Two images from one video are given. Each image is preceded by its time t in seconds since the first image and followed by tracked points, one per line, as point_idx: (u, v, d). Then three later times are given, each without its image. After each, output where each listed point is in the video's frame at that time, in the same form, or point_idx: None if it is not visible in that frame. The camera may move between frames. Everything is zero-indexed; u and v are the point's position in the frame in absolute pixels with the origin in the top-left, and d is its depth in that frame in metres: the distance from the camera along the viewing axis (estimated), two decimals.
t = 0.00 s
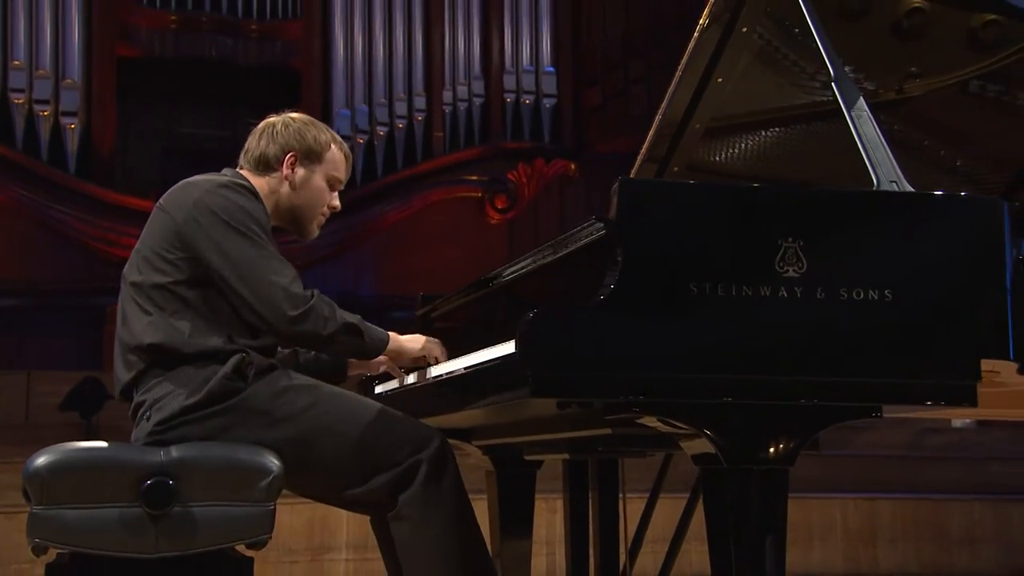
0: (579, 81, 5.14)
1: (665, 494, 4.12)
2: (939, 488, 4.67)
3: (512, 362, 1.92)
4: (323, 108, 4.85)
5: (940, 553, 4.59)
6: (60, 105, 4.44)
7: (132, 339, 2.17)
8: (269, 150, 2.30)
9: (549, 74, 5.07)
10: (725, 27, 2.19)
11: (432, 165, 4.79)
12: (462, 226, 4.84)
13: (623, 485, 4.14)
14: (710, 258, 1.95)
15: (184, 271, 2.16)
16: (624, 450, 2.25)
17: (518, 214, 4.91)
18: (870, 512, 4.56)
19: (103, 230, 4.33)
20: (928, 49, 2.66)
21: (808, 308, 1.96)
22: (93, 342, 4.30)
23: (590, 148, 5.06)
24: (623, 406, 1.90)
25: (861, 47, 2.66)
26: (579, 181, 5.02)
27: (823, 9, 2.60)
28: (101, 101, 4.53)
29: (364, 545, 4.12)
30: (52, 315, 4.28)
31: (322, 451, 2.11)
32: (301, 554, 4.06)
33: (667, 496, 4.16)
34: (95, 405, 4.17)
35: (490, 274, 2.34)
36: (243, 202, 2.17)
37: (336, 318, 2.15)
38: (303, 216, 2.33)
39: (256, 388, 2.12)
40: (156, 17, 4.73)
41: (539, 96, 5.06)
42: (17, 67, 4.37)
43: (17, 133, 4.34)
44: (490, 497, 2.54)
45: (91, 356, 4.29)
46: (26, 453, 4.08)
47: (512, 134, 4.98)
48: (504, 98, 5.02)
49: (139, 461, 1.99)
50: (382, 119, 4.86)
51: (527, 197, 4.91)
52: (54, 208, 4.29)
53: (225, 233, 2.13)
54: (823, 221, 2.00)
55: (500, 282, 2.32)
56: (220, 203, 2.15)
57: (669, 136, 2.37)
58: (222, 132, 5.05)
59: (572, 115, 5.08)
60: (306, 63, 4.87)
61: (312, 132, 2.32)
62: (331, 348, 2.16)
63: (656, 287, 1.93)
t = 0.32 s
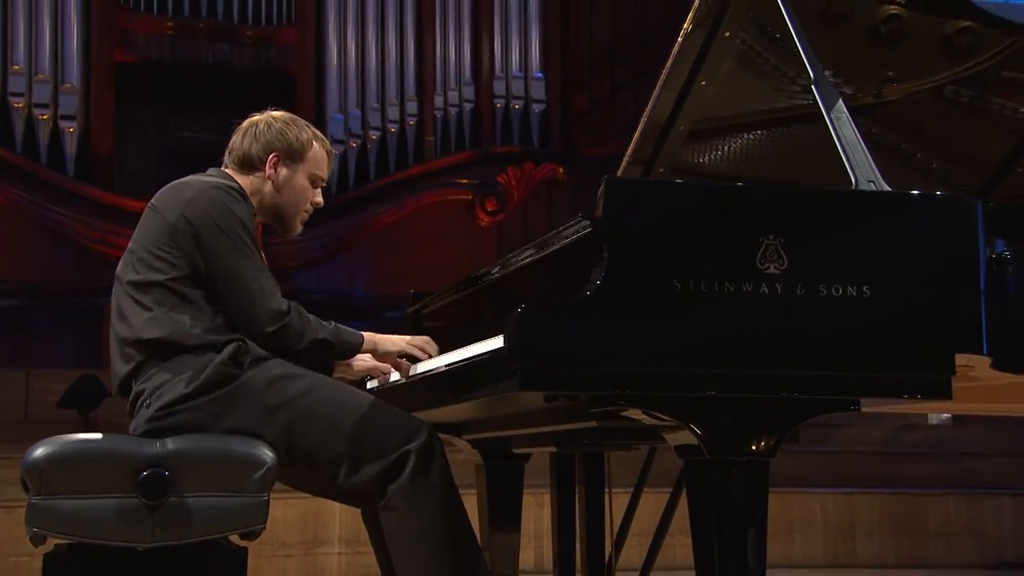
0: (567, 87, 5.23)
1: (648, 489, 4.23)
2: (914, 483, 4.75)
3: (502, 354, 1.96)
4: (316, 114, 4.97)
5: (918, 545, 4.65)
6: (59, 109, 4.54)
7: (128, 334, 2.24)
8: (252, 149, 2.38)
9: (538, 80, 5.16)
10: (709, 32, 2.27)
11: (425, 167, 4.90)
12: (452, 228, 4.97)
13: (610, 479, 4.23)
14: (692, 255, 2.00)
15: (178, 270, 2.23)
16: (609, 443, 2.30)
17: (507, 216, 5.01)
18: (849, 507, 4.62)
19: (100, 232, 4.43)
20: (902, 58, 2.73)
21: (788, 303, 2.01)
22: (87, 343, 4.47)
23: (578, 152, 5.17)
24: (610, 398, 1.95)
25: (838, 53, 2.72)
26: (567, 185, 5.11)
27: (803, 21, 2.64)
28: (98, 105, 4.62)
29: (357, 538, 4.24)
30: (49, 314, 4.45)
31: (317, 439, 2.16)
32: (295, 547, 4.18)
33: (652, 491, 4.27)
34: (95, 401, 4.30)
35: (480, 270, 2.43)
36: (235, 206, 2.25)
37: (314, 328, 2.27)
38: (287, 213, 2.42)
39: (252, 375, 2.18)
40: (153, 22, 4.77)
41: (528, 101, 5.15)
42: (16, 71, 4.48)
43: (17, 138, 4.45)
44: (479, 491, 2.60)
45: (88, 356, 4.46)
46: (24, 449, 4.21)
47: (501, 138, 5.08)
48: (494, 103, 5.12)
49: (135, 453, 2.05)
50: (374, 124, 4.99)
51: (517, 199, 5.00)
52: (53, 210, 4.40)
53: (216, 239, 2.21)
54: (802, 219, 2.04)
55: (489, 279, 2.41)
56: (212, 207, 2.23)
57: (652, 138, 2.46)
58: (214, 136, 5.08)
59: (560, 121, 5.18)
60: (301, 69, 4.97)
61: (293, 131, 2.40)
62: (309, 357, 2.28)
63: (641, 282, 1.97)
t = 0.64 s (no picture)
0: (556, 93, 5.62)
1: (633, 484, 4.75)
2: (895, 477, 5.37)
3: (491, 348, 2.01)
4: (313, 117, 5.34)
5: (895, 536, 5.30)
6: (59, 113, 4.86)
7: (129, 328, 2.29)
8: (246, 133, 2.43)
9: (527, 85, 5.56)
10: (694, 33, 2.39)
11: (411, 172, 5.24)
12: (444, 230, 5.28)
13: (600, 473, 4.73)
14: (676, 252, 2.05)
15: (177, 263, 2.28)
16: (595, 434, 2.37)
17: (497, 218, 5.35)
18: (828, 502, 5.26)
19: (99, 231, 4.76)
20: (885, 64, 2.82)
21: (769, 298, 2.06)
22: (87, 340, 4.73)
23: (568, 156, 5.53)
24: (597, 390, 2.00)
25: (823, 59, 2.79)
26: (556, 188, 5.47)
27: (788, 27, 2.71)
28: (97, 108, 4.97)
29: (348, 530, 4.76)
30: (48, 316, 4.71)
31: (309, 437, 2.21)
32: (288, 540, 4.70)
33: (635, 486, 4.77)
34: (92, 397, 4.66)
35: (468, 269, 2.50)
36: (231, 199, 2.29)
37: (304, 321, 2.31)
38: (286, 193, 2.46)
39: (251, 374, 2.23)
40: (152, 27, 5.13)
41: (518, 106, 5.54)
42: (17, 75, 4.80)
43: (17, 140, 4.75)
44: (469, 482, 2.67)
45: (87, 354, 4.71)
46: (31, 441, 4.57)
47: (492, 143, 5.47)
48: (485, 108, 5.50)
49: (131, 445, 2.11)
50: (368, 128, 5.35)
51: (506, 203, 5.37)
52: (54, 212, 4.71)
53: (212, 231, 2.25)
54: (784, 217, 2.10)
55: (479, 274, 2.47)
56: (211, 198, 2.27)
57: (639, 139, 2.55)
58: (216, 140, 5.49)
59: (549, 124, 5.56)
60: (296, 75, 5.33)
61: (286, 113, 2.45)
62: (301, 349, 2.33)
63: (626, 277, 2.02)
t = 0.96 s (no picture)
0: (546, 97, 5.73)
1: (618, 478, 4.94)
2: (873, 471, 5.62)
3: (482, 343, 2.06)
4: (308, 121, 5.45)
5: (874, 528, 5.57)
6: (60, 117, 4.98)
7: (131, 325, 2.34)
8: (251, 119, 2.48)
9: (518, 91, 5.65)
10: (678, 39, 2.56)
11: (402, 177, 5.35)
12: (436, 229, 5.40)
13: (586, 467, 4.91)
14: (661, 249, 2.11)
15: (174, 259, 2.31)
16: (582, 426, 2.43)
17: (489, 220, 5.48)
18: (810, 494, 5.51)
19: (99, 231, 4.87)
20: (863, 68, 2.90)
21: (752, 295, 2.12)
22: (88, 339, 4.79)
23: (559, 159, 5.64)
24: (584, 384, 2.06)
25: (804, 66, 2.87)
26: (546, 190, 5.58)
27: (771, 33, 2.79)
28: (97, 110, 5.09)
29: (343, 524, 4.92)
30: (46, 314, 4.78)
31: (304, 427, 2.28)
32: (284, 533, 4.85)
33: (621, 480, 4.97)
34: (93, 393, 4.81)
35: (460, 266, 2.57)
36: (226, 191, 2.29)
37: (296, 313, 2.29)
38: (292, 179, 2.51)
39: (246, 379, 2.30)
40: (152, 34, 5.21)
41: (509, 111, 5.64)
42: (19, 80, 4.92)
43: (19, 143, 4.88)
44: (461, 474, 2.73)
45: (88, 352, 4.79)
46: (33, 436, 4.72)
47: (484, 147, 5.57)
48: (476, 113, 5.61)
49: (129, 437, 2.17)
50: (362, 132, 5.45)
51: (498, 203, 5.48)
52: (55, 213, 4.82)
53: (204, 225, 2.26)
54: (765, 216, 2.16)
55: (470, 271, 2.53)
56: (206, 191, 2.28)
57: (627, 140, 2.73)
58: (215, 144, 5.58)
59: (539, 129, 5.69)
60: (291, 79, 5.42)
61: (291, 99, 2.49)
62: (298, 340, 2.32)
63: (612, 273, 2.08)
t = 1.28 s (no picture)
0: (537, 103, 5.91)
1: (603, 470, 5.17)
2: (854, 465, 5.92)
3: (473, 338, 2.12)
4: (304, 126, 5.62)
5: (852, 520, 5.86)
6: (62, 120, 5.13)
7: (137, 326, 2.38)
8: (264, 109, 2.51)
9: (508, 96, 5.86)
10: (665, 43, 2.64)
11: (397, 180, 5.52)
12: (429, 231, 5.59)
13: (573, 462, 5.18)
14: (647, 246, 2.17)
15: (177, 259, 2.33)
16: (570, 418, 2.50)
17: (480, 222, 5.65)
18: (791, 487, 5.79)
19: (100, 232, 5.04)
20: (841, 74, 3.01)
21: (735, 290, 2.19)
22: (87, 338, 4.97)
23: (548, 162, 5.80)
24: (573, 377, 2.12)
25: (786, 68, 2.97)
26: (535, 192, 5.77)
27: (751, 37, 2.89)
28: (98, 114, 5.21)
29: (338, 518, 5.07)
30: (47, 313, 4.96)
31: (297, 422, 2.34)
32: (280, 526, 5.00)
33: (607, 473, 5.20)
34: (93, 390, 4.96)
35: (452, 263, 2.64)
36: (226, 187, 2.29)
37: (295, 305, 2.24)
38: (302, 170, 2.54)
39: (243, 384, 2.35)
40: (151, 39, 5.37)
41: (500, 116, 5.83)
42: (22, 85, 5.04)
43: (21, 146, 5.00)
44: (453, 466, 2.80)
45: (87, 350, 4.96)
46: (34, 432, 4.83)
47: (475, 151, 5.75)
48: (468, 117, 5.80)
49: (128, 430, 2.22)
50: (358, 135, 5.63)
51: (489, 205, 5.65)
52: (57, 214, 4.98)
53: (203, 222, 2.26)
54: (747, 214, 2.23)
55: (462, 269, 2.62)
56: (205, 188, 2.29)
57: (614, 141, 2.83)
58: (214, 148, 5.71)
59: (530, 134, 5.86)
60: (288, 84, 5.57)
61: (305, 90, 2.51)
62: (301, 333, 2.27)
63: (601, 270, 2.14)
